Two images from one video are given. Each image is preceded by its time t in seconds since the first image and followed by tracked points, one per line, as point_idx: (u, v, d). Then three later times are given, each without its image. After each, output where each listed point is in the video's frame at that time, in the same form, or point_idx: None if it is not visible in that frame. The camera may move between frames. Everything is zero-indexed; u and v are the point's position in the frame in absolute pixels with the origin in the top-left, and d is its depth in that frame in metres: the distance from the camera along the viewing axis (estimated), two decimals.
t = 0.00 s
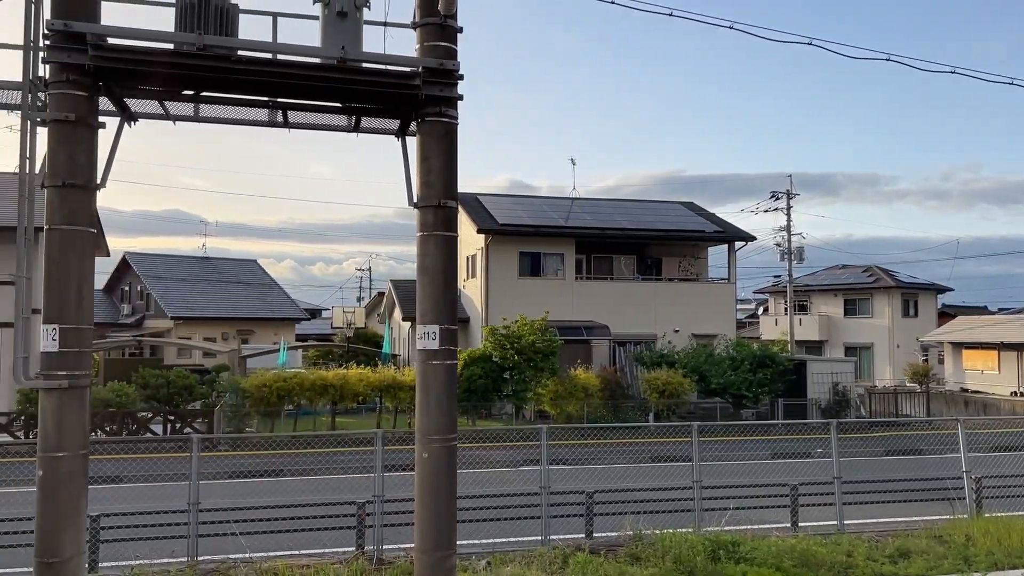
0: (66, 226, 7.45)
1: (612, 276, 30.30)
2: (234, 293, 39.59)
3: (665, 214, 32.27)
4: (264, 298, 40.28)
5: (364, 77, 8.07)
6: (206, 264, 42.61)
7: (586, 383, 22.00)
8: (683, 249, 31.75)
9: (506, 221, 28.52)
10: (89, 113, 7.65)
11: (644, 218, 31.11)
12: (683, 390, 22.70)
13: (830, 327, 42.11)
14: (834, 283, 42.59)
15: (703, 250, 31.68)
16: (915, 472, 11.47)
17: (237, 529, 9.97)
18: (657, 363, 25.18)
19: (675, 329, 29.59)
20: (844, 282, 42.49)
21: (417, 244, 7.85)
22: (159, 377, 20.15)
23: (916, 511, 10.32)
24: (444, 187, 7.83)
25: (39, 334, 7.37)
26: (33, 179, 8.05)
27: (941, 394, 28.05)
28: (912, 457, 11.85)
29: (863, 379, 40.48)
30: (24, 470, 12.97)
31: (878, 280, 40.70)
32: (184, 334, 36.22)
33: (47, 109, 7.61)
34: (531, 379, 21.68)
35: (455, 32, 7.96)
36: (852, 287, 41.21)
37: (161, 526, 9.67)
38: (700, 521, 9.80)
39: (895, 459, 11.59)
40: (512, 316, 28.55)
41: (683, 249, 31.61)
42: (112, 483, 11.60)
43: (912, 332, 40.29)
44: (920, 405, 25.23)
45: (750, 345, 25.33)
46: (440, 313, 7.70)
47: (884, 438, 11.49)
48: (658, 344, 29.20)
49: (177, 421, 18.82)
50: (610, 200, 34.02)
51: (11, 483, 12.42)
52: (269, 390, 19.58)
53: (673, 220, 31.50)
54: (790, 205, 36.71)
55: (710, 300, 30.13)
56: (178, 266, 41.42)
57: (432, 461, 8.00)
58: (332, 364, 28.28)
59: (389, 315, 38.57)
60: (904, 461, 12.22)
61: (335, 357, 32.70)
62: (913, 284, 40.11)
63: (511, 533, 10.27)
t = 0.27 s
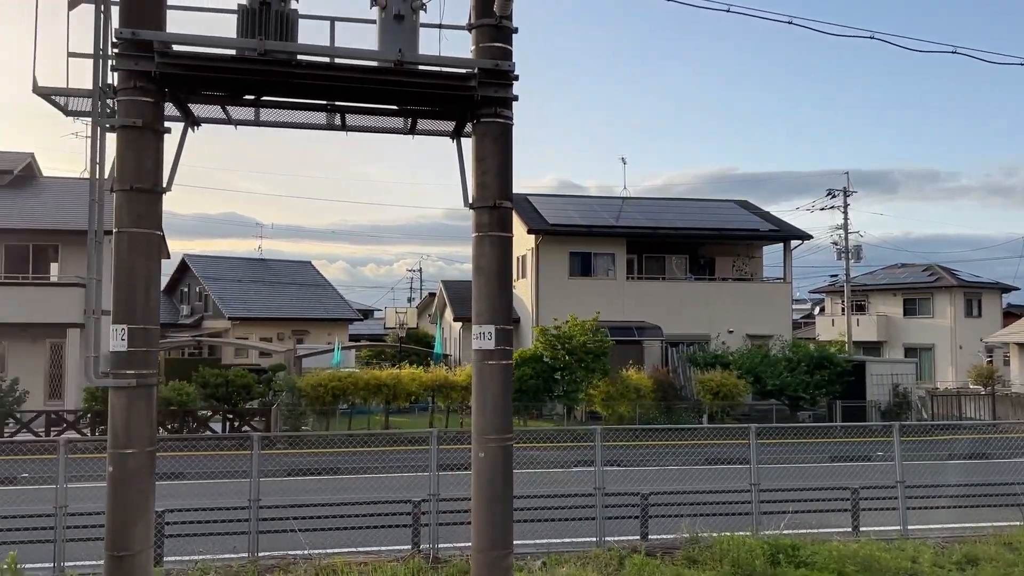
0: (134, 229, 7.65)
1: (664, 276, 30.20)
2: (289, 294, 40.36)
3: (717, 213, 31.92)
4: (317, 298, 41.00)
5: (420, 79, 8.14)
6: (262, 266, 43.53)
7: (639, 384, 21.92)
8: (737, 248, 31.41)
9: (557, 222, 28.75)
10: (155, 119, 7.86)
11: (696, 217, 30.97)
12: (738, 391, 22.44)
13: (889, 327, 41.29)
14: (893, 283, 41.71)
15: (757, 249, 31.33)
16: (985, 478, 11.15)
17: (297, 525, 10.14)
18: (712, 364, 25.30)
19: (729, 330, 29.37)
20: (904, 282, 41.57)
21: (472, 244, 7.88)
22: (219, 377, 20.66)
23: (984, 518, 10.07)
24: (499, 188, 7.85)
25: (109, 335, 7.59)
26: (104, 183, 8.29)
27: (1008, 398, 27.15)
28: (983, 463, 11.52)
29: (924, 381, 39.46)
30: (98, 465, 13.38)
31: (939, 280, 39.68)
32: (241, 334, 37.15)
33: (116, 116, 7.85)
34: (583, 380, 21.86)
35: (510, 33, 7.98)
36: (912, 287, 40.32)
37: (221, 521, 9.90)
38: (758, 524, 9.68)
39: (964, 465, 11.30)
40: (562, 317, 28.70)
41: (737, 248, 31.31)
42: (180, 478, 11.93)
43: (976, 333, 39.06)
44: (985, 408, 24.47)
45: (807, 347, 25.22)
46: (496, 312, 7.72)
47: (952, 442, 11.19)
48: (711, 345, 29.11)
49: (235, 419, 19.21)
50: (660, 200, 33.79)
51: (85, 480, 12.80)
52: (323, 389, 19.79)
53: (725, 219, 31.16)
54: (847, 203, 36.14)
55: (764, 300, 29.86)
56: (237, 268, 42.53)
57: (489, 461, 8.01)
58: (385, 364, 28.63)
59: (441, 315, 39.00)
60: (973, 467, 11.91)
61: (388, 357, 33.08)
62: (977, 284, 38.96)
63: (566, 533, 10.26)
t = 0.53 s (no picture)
0: (194, 231, 7.82)
1: (715, 276, 29.90)
2: (340, 295, 40.94)
3: (768, 212, 31.40)
4: (368, 299, 41.50)
5: (471, 80, 8.16)
6: (315, 268, 44.23)
7: (690, 385, 21.83)
8: (789, 246, 30.83)
9: (607, 222, 28.73)
10: (213, 123, 8.02)
11: (748, 216, 30.63)
12: (792, 393, 22.06)
13: (948, 327, 40.26)
14: (953, 282, 40.60)
15: (811, 247, 30.78)
16: None
17: (350, 523, 10.26)
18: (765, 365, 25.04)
19: (782, 330, 28.99)
20: (965, 281, 40.43)
21: (523, 244, 7.89)
22: (274, 376, 21.04)
23: None
24: (550, 188, 7.85)
25: (170, 335, 7.77)
26: (165, 186, 8.48)
27: None
28: None
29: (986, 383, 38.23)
30: (162, 461, 13.70)
31: (1002, 278, 38.48)
32: (294, 334, 37.81)
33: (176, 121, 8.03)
34: (633, 380, 21.88)
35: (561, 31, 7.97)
36: (973, 286, 39.21)
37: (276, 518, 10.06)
38: (814, 529, 9.49)
39: None
40: (612, 317, 28.62)
41: (790, 247, 30.79)
42: (240, 474, 12.18)
43: None
44: None
45: (864, 348, 24.76)
46: (547, 312, 7.72)
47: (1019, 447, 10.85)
48: (764, 346, 28.79)
49: (289, 417, 19.52)
50: (711, 199, 33.39)
51: (151, 476, 13.14)
52: (375, 389, 20.01)
53: (777, 218, 30.63)
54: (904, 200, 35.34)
55: (818, 300, 29.38)
56: (289, 270, 43.31)
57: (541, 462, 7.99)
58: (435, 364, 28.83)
59: (489, 316, 39.19)
60: None
61: (437, 357, 33.30)
62: None
63: (617, 535, 10.20)
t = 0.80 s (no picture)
0: (246, 234, 7.95)
1: (765, 276, 29.43)
2: (386, 296, 41.33)
3: (819, 210, 30.78)
4: (415, 300, 41.83)
5: (518, 81, 8.16)
6: (362, 269, 44.76)
7: (740, 387, 21.62)
8: (842, 244, 30.16)
9: (654, 222, 28.49)
10: (265, 127, 8.15)
11: (799, 214, 30.07)
12: (845, 395, 21.63)
13: (1008, 327, 38.98)
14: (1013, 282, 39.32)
15: (864, 246, 30.06)
16: None
17: (399, 523, 10.35)
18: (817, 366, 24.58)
19: (835, 331, 28.41)
20: None
21: (570, 244, 7.88)
22: (323, 376, 21.35)
23: None
24: (597, 187, 7.81)
25: (224, 335, 7.92)
26: (218, 189, 8.65)
27: None
28: None
29: None
30: (216, 460, 13.97)
31: None
32: (342, 335, 38.31)
33: (229, 125, 8.18)
34: (681, 382, 21.70)
35: (609, 31, 7.92)
36: None
37: (326, 517, 10.19)
38: (870, 534, 9.27)
39: None
40: (659, 317, 28.37)
41: (842, 246, 30.10)
42: (292, 473, 12.38)
43: None
44: None
45: (921, 348, 24.09)
46: (594, 312, 7.67)
47: None
48: (817, 347, 28.24)
49: (338, 416, 19.78)
50: (760, 197, 32.87)
51: (207, 475, 13.42)
52: (422, 389, 20.16)
53: (828, 216, 30.01)
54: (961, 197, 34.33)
55: (871, 300, 28.72)
56: (336, 270, 43.89)
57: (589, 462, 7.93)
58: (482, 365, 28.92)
59: (534, 316, 39.19)
60: None
61: (483, 358, 33.40)
62: None
63: (666, 538, 10.10)
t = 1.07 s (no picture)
0: (294, 236, 8.08)
1: (814, 276, 28.92)
2: (430, 296, 41.62)
3: (869, 208, 30.11)
4: (459, 300, 42.03)
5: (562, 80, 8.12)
6: (407, 269, 45.11)
7: (788, 388, 21.35)
8: (895, 243, 29.43)
9: (700, 221, 28.18)
10: (313, 130, 8.26)
11: (848, 213, 29.48)
12: (898, 396, 21.15)
13: None
14: None
15: (917, 245, 29.31)
16: None
17: (444, 523, 10.41)
18: (868, 368, 24.06)
19: (886, 332, 27.79)
20: None
21: (615, 245, 7.82)
22: (369, 376, 21.58)
23: None
24: (642, 187, 7.76)
25: (273, 336, 8.05)
26: (267, 192, 8.80)
27: None
28: None
29: None
30: (264, 458, 14.18)
31: None
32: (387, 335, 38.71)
33: (278, 129, 8.32)
34: (727, 384, 21.43)
35: (654, 29, 7.85)
36: None
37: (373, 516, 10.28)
38: (925, 539, 9.02)
39: None
40: (705, 317, 28.06)
41: (895, 245, 29.36)
42: (340, 472, 12.51)
43: None
44: None
45: (977, 349, 23.29)
46: (639, 311, 7.60)
47: None
48: (867, 348, 27.68)
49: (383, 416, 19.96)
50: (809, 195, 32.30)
51: (258, 473, 13.65)
52: (466, 389, 20.25)
53: (879, 214, 29.35)
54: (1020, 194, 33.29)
55: (925, 299, 28.01)
56: (380, 271, 44.34)
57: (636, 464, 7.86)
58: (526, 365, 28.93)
59: (578, 316, 39.09)
60: None
61: (527, 358, 33.46)
62: None
63: (712, 542, 9.97)
